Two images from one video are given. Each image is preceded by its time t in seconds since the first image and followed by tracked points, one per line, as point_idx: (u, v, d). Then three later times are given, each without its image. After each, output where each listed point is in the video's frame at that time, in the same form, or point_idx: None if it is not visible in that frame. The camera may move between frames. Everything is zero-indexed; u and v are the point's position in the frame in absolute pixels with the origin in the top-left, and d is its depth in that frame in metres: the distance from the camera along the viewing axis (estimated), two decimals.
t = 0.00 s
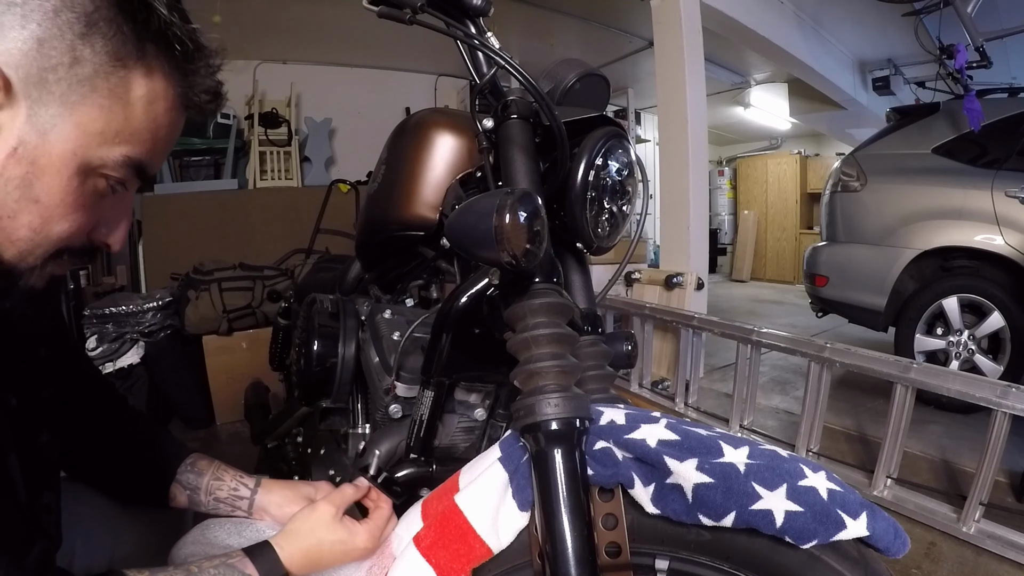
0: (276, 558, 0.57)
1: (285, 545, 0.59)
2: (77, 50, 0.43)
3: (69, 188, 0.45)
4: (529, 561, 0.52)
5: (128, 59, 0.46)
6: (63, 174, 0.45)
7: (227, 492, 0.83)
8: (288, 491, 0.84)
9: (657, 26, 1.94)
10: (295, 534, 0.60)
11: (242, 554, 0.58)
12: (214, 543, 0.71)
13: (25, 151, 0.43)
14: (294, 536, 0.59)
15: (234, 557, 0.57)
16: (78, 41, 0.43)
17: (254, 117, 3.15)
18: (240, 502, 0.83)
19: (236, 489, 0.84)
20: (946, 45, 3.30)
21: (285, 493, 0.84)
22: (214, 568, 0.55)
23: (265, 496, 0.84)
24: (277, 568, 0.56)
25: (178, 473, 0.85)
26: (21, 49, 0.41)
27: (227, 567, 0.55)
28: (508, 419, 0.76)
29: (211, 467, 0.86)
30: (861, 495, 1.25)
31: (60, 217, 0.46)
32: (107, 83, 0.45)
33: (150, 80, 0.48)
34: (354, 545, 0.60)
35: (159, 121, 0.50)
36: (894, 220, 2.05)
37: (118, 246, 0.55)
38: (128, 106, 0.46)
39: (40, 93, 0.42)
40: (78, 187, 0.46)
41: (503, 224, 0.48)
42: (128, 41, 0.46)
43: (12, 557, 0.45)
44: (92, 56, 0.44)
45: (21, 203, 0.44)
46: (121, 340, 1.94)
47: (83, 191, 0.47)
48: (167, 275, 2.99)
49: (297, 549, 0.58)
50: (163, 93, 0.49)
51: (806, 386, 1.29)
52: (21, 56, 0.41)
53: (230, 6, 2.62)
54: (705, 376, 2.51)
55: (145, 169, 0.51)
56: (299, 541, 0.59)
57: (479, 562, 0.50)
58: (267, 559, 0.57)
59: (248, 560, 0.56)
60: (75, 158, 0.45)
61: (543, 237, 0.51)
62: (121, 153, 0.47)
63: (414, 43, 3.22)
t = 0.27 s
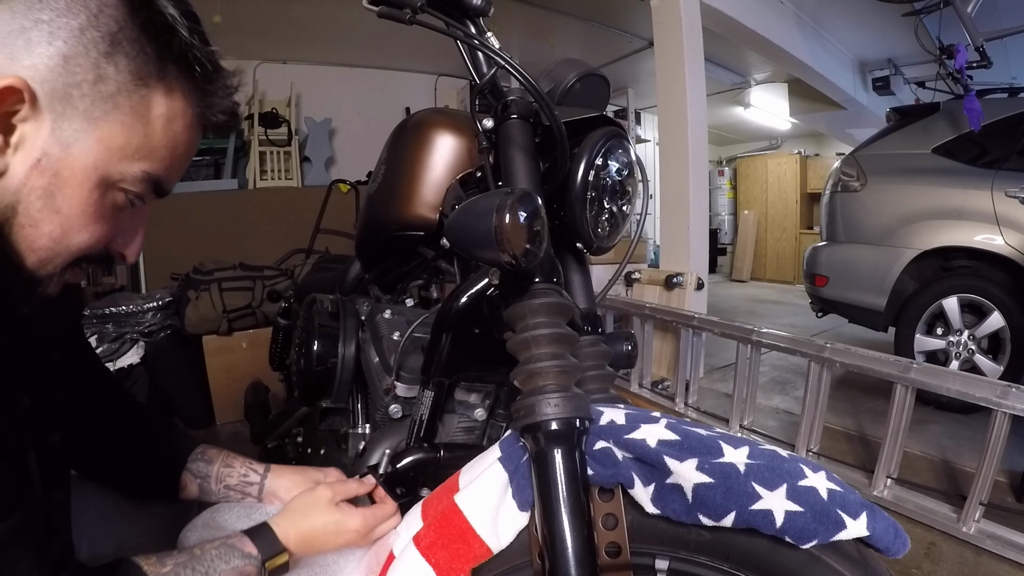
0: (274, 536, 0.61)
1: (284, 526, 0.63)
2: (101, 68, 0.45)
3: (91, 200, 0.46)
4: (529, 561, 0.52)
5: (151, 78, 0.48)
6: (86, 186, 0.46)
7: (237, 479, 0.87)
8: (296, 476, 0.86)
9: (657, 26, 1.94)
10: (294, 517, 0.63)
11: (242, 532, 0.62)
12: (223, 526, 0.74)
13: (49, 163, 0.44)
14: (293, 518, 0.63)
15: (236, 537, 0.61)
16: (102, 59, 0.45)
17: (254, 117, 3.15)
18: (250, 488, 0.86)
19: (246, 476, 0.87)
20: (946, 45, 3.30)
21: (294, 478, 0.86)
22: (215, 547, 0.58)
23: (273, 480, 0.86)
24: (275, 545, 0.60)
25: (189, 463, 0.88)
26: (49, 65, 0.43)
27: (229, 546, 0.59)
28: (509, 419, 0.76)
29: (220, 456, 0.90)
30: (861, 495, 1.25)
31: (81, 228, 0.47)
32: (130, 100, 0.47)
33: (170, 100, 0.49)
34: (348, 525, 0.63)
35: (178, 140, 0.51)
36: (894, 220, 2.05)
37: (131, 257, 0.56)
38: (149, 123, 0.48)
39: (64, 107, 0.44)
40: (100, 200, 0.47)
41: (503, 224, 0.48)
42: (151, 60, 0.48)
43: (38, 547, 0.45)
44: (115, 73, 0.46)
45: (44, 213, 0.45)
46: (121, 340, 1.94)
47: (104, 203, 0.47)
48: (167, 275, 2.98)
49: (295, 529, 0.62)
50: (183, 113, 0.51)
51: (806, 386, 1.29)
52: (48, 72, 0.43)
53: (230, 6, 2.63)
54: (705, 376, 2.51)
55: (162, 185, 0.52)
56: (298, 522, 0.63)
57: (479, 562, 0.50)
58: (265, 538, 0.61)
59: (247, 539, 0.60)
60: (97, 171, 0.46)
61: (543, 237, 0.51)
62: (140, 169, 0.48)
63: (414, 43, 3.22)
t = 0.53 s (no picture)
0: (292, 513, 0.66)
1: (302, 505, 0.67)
2: (113, 78, 0.50)
3: (100, 203, 0.51)
4: (529, 561, 0.52)
5: (160, 88, 0.52)
6: (95, 189, 0.50)
7: (243, 463, 0.90)
8: (300, 458, 0.89)
9: (656, 26, 1.94)
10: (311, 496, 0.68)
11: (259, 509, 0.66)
12: (227, 508, 0.75)
13: (62, 165, 0.49)
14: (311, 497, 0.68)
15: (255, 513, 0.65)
16: (114, 70, 0.50)
17: (254, 117, 3.15)
18: (255, 473, 0.89)
19: (251, 461, 0.91)
20: (946, 45, 3.30)
21: (298, 460, 0.89)
22: (233, 522, 0.62)
23: (278, 463, 0.89)
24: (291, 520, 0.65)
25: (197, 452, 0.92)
26: (67, 75, 0.49)
27: (247, 521, 0.63)
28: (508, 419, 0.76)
29: (224, 444, 0.93)
30: (861, 495, 1.25)
31: (90, 229, 0.52)
32: (140, 109, 0.51)
33: (178, 109, 0.54)
34: (362, 505, 0.67)
35: (184, 148, 0.55)
36: (894, 220, 2.05)
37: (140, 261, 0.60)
38: (157, 131, 0.52)
39: (77, 114, 0.49)
40: (107, 205, 0.52)
41: (503, 224, 0.48)
42: (160, 70, 0.53)
43: (59, 514, 0.46)
44: (126, 83, 0.50)
45: (57, 214, 0.50)
46: (121, 340, 1.89)
47: (114, 207, 0.52)
48: (167, 275, 2.98)
49: (310, 507, 0.67)
50: (189, 123, 0.55)
51: (805, 386, 1.29)
52: (65, 81, 0.48)
53: (229, 7, 2.63)
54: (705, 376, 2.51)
55: (168, 192, 0.56)
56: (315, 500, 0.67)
57: (479, 562, 0.50)
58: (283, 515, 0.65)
59: (264, 514, 0.64)
60: (107, 176, 0.50)
61: (543, 237, 0.51)
62: (148, 174, 0.53)
63: (414, 43, 3.22)
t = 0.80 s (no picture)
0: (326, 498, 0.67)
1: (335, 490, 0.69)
2: (111, 73, 0.52)
3: (97, 195, 0.52)
4: (529, 561, 0.52)
5: (157, 83, 0.54)
6: (93, 181, 0.52)
7: (244, 456, 0.91)
8: (299, 452, 0.89)
9: (656, 26, 1.94)
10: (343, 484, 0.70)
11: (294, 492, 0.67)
12: (230, 499, 0.75)
13: (62, 157, 0.50)
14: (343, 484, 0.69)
15: (289, 497, 0.66)
16: (112, 65, 0.52)
17: (254, 117, 3.15)
18: (256, 465, 0.89)
19: (252, 454, 0.91)
20: (946, 45, 3.30)
21: (299, 453, 0.89)
22: (269, 503, 0.63)
23: (278, 456, 0.89)
24: (325, 505, 0.66)
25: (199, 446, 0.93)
26: (67, 70, 0.50)
27: (281, 504, 0.64)
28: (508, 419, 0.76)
29: (225, 438, 0.95)
30: (861, 495, 1.25)
31: (88, 220, 0.53)
32: (137, 103, 0.53)
33: (175, 103, 0.56)
34: (395, 495, 0.70)
35: (182, 141, 0.57)
36: (894, 220, 2.05)
37: (138, 256, 0.61)
38: (154, 125, 0.54)
39: (77, 107, 0.50)
40: (104, 195, 0.53)
41: (503, 224, 0.48)
42: (157, 66, 0.54)
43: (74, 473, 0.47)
44: (125, 78, 0.52)
45: (56, 205, 0.52)
46: (121, 340, 1.88)
47: (112, 198, 0.53)
48: (167, 275, 2.98)
49: (344, 493, 0.69)
50: (186, 118, 0.57)
51: (805, 386, 1.29)
52: (65, 76, 0.50)
53: (230, 7, 2.63)
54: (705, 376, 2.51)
55: (167, 186, 0.58)
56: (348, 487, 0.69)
57: (478, 562, 0.50)
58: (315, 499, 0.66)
59: (299, 498, 0.65)
60: (105, 167, 0.52)
61: (543, 237, 0.51)
62: (145, 167, 0.54)
63: (414, 44, 3.22)
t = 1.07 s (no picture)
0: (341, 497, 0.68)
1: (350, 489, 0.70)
2: (124, 88, 0.49)
3: (113, 213, 0.51)
4: (529, 561, 0.52)
5: (172, 97, 0.51)
6: (109, 199, 0.50)
7: (244, 454, 0.91)
8: (299, 450, 0.89)
9: (657, 26, 1.94)
10: (358, 482, 0.70)
11: (312, 492, 0.68)
12: (231, 498, 0.75)
13: (75, 177, 0.49)
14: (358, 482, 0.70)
15: (306, 497, 0.66)
16: (124, 79, 0.49)
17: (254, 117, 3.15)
18: (256, 463, 0.90)
19: (251, 451, 0.91)
20: (946, 46, 3.30)
21: (298, 451, 0.89)
22: (288, 504, 0.64)
23: (278, 454, 0.89)
24: (342, 504, 0.67)
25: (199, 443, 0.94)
26: (78, 86, 0.48)
27: (299, 505, 0.64)
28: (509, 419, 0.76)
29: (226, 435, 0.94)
30: (862, 495, 1.25)
31: (104, 239, 0.51)
32: (152, 119, 0.50)
33: (192, 117, 0.53)
34: (409, 492, 0.70)
35: (200, 156, 0.54)
36: (894, 220, 2.05)
37: (161, 272, 0.60)
38: (170, 140, 0.51)
39: (88, 124, 0.48)
40: (120, 215, 0.51)
41: (503, 224, 0.48)
42: (173, 79, 0.51)
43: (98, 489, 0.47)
44: (138, 93, 0.50)
45: (71, 225, 0.50)
46: (121, 340, 1.90)
47: (129, 217, 0.52)
48: (167, 276, 2.98)
49: (359, 491, 0.69)
50: (204, 131, 0.54)
51: (805, 386, 1.29)
52: (76, 92, 0.48)
53: (230, 7, 2.63)
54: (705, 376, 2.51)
55: (186, 202, 0.55)
56: (362, 485, 0.70)
57: (478, 562, 0.50)
58: (332, 498, 0.67)
59: (316, 499, 0.66)
60: (119, 186, 0.50)
61: (543, 237, 0.51)
62: (162, 185, 0.52)
63: (414, 44, 3.22)
